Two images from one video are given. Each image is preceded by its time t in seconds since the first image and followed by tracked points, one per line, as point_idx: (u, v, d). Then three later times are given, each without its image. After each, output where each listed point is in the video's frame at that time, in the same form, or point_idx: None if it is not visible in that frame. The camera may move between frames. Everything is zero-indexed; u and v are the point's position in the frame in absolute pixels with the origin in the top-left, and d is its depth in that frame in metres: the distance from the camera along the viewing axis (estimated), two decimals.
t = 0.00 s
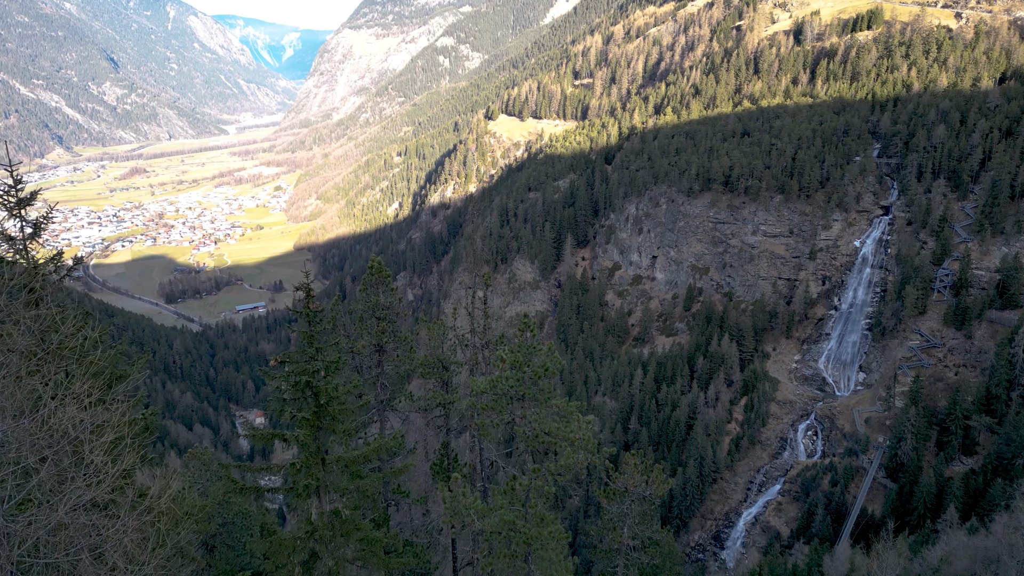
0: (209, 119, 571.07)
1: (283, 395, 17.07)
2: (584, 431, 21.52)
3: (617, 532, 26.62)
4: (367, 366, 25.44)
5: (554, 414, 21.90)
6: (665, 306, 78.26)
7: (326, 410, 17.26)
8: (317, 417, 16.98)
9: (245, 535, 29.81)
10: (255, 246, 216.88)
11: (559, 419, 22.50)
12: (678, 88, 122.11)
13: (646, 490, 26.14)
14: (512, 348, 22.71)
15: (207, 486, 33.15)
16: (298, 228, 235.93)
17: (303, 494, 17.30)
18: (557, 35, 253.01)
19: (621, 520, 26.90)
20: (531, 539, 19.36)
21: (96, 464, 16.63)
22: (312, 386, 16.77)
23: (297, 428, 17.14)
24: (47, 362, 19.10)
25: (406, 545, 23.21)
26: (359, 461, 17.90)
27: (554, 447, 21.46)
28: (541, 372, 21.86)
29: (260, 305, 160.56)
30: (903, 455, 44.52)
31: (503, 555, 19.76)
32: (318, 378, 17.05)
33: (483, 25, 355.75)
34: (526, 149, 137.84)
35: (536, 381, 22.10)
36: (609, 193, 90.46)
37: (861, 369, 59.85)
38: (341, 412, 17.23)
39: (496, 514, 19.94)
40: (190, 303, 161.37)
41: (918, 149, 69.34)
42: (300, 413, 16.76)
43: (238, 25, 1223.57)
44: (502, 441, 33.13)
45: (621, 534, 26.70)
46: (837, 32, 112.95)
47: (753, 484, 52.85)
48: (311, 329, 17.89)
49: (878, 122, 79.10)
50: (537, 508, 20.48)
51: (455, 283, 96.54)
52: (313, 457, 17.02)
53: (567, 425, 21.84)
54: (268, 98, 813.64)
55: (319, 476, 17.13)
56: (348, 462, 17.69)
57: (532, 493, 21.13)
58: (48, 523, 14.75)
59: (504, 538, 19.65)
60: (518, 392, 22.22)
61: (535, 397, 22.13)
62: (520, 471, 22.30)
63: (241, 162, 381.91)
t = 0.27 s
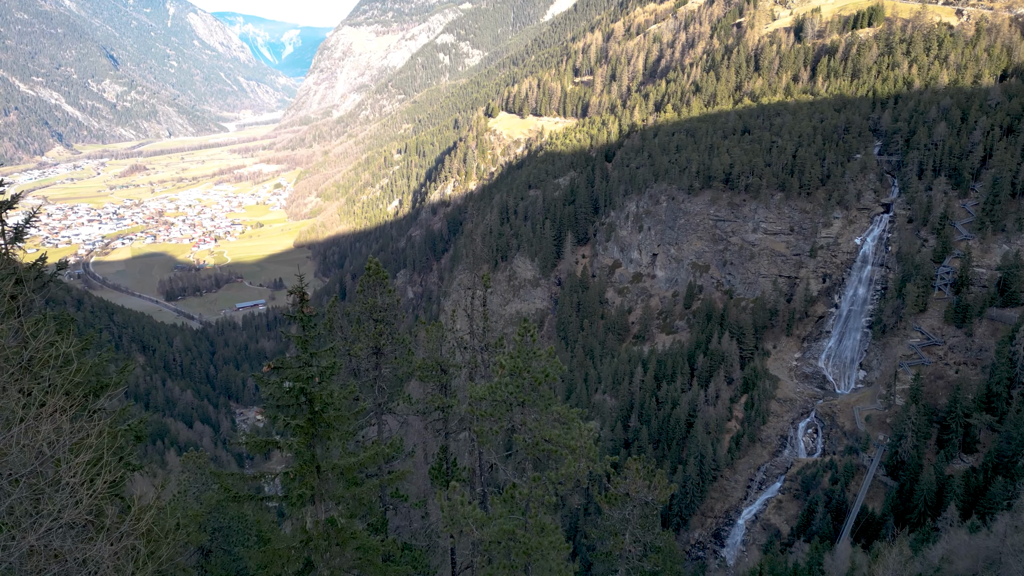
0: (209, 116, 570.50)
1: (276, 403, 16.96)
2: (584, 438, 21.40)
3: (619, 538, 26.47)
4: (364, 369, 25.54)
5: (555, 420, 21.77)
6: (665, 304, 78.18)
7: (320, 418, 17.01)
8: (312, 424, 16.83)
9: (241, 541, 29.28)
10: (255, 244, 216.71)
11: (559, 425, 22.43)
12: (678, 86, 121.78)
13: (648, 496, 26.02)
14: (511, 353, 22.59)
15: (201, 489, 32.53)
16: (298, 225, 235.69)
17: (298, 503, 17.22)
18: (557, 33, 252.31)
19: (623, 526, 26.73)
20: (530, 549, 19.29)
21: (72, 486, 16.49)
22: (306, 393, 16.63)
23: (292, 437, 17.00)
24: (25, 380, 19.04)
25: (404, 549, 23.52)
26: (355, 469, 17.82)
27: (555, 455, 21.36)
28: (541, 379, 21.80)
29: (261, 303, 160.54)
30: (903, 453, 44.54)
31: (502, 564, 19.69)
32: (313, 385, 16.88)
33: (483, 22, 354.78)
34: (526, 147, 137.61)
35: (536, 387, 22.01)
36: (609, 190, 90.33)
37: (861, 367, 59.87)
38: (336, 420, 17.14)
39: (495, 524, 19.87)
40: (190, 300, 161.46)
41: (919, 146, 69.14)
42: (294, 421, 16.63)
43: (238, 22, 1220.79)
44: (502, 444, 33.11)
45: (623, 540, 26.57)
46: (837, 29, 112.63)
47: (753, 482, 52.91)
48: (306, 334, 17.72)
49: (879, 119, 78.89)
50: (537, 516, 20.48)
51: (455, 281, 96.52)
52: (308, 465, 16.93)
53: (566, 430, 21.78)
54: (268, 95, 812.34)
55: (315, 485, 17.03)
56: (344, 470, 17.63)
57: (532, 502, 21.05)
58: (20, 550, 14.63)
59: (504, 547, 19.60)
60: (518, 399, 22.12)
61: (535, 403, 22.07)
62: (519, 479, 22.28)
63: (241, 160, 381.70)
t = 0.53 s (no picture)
0: (208, 114, 569.93)
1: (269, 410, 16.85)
2: (586, 446, 21.24)
3: (620, 545, 26.46)
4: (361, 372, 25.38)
5: (556, 429, 21.67)
6: (666, 302, 78.06)
7: (315, 426, 16.90)
8: (306, 432, 16.71)
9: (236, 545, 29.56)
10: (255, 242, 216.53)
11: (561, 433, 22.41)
12: (678, 83, 121.53)
13: (650, 502, 26.06)
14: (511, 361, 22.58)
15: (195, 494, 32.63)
16: (298, 223, 235.50)
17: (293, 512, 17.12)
18: (557, 30, 251.80)
19: (624, 533, 26.67)
20: (531, 560, 19.25)
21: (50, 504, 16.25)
22: (300, 401, 16.52)
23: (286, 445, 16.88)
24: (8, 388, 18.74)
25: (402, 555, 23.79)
26: (351, 478, 17.75)
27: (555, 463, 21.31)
28: (542, 387, 21.76)
29: (260, 301, 160.48)
30: (903, 451, 44.51)
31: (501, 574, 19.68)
32: (307, 392, 16.76)
33: (484, 20, 353.99)
34: (526, 145, 137.29)
35: (537, 395, 22.02)
36: (609, 188, 90.18)
37: (862, 365, 59.86)
38: (330, 428, 17.00)
39: (495, 534, 19.82)
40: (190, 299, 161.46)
41: (920, 144, 68.99)
42: (288, 429, 16.52)
43: (237, 20, 1218.77)
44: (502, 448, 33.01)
45: (625, 546, 26.53)
46: (838, 27, 112.29)
47: (753, 480, 52.90)
48: (300, 340, 17.56)
49: (879, 117, 78.72)
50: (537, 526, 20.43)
51: (455, 279, 96.46)
52: (302, 474, 16.80)
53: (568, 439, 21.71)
54: (267, 93, 811.37)
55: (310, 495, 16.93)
56: (340, 478, 17.54)
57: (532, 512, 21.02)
58: None
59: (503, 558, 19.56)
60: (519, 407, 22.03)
61: (536, 409, 22.04)
62: (520, 488, 22.11)
63: (241, 157, 381.45)
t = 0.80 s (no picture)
0: (208, 112, 569.49)
1: (264, 418, 16.89)
2: (587, 454, 21.07)
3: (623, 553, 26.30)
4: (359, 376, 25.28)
5: (557, 438, 21.54)
6: (666, 301, 77.93)
7: (309, 434, 16.88)
8: (300, 440, 16.65)
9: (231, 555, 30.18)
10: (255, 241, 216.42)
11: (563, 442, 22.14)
12: (679, 81, 121.26)
13: (653, 509, 25.94)
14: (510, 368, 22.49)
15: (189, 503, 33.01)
16: (298, 222, 235.38)
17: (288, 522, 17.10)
18: (558, 28, 251.26)
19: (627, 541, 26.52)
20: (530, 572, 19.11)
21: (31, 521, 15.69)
22: (294, 409, 16.51)
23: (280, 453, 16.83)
24: None
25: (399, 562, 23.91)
26: (346, 487, 17.69)
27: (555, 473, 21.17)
28: (543, 395, 21.62)
29: (261, 299, 160.42)
30: (904, 450, 44.45)
31: None
32: (301, 400, 16.73)
33: (484, 18, 353.18)
34: (526, 143, 137.06)
35: (537, 403, 21.88)
36: (609, 187, 89.97)
37: (862, 364, 59.80)
38: (325, 437, 17.00)
39: (495, 545, 19.65)
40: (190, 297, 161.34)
41: (920, 142, 68.82)
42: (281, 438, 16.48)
43: (237, 18, 1217.73)
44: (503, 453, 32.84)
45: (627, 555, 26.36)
46: (839, 25, 112.02)
47: (753, 479, 52.85)
48: (294, 348, 17.51)
49: (880, 115, 78.55)
50: (537, 538, 20.23)
51: (455, 278, 96.35)
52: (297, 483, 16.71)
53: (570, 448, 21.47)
54: (267, 91, 810.50)
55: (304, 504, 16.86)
56: (335, 487, 17.48)
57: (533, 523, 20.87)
58: None
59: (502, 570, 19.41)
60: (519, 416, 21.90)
61: (537, 417, 21.79)
62: (520, 497, 21.97)
63: (241, 156, 381.22)
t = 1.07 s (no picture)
0: (208, 110, 568.93)
1: (257, 428, 16.82)
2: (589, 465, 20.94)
3: (626, 560, 26.20)
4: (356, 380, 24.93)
5: (558, 448, 21.41)
6: (666, 299, 77.80)
7: (303, 445, 16.90)
8: (293, 451, 16.65)
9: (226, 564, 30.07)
10: (255, 239, 216.33)
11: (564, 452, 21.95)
12: (679, 79, 121.06)
13: (655, 517, 25.90)
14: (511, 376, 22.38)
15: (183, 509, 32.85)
16: (298, 220, 235.18)
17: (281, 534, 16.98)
18: (558, 26, 250.83)
19: (629, 548, 26.39)
20: None
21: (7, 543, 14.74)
22: (288, 420, 16.56)
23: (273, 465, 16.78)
24: None
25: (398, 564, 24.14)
26: (341, 498, 17.66)
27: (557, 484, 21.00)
28: (543, 405, 21.43)
29: (261, 298, 160.34)
30: (904, 449, 44.42)
31: None
32: (294, 410, 16.74)
33: (484, 16, 352.32)
34: (526, 141, 136.84)
35: (538, 412, 21.64)
36: (609, 185, 89.88)
37: (863, 363, 59.78)
38: (319, 446, 17.01)
39: (494, 557, 19.42)
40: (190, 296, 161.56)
41: (921, 141, 68.67)
42: (274, 450, 16.48)
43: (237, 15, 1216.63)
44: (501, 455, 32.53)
45: (630, 561, 26.27)
46: (839, 23, 111.76)
47: (753, 478, 52.81)
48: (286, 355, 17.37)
49: (881, 113, 78.39)
50: (537, 551, 19.97)
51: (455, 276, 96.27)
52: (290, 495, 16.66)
53: (572, 460, 21.31)
54: (267, 89, 809.52)
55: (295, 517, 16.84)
56: (330, 497, 17.45)
57: (533, 535, 20.62)
58: None
59: None
60: (519, 425, 21.67)
61: (538, 427, 21.62)
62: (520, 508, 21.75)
63: (241, 154, 380.84)
